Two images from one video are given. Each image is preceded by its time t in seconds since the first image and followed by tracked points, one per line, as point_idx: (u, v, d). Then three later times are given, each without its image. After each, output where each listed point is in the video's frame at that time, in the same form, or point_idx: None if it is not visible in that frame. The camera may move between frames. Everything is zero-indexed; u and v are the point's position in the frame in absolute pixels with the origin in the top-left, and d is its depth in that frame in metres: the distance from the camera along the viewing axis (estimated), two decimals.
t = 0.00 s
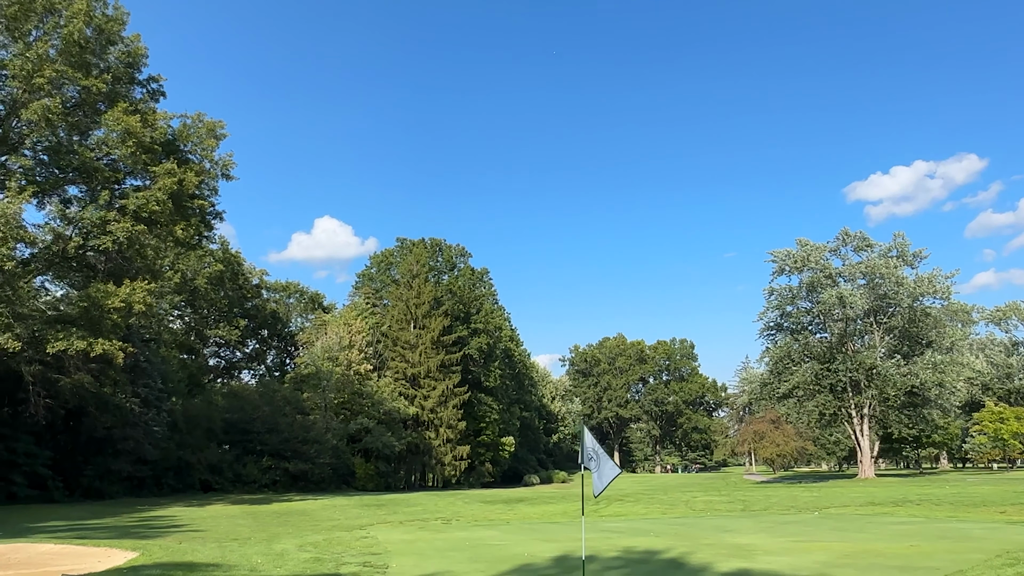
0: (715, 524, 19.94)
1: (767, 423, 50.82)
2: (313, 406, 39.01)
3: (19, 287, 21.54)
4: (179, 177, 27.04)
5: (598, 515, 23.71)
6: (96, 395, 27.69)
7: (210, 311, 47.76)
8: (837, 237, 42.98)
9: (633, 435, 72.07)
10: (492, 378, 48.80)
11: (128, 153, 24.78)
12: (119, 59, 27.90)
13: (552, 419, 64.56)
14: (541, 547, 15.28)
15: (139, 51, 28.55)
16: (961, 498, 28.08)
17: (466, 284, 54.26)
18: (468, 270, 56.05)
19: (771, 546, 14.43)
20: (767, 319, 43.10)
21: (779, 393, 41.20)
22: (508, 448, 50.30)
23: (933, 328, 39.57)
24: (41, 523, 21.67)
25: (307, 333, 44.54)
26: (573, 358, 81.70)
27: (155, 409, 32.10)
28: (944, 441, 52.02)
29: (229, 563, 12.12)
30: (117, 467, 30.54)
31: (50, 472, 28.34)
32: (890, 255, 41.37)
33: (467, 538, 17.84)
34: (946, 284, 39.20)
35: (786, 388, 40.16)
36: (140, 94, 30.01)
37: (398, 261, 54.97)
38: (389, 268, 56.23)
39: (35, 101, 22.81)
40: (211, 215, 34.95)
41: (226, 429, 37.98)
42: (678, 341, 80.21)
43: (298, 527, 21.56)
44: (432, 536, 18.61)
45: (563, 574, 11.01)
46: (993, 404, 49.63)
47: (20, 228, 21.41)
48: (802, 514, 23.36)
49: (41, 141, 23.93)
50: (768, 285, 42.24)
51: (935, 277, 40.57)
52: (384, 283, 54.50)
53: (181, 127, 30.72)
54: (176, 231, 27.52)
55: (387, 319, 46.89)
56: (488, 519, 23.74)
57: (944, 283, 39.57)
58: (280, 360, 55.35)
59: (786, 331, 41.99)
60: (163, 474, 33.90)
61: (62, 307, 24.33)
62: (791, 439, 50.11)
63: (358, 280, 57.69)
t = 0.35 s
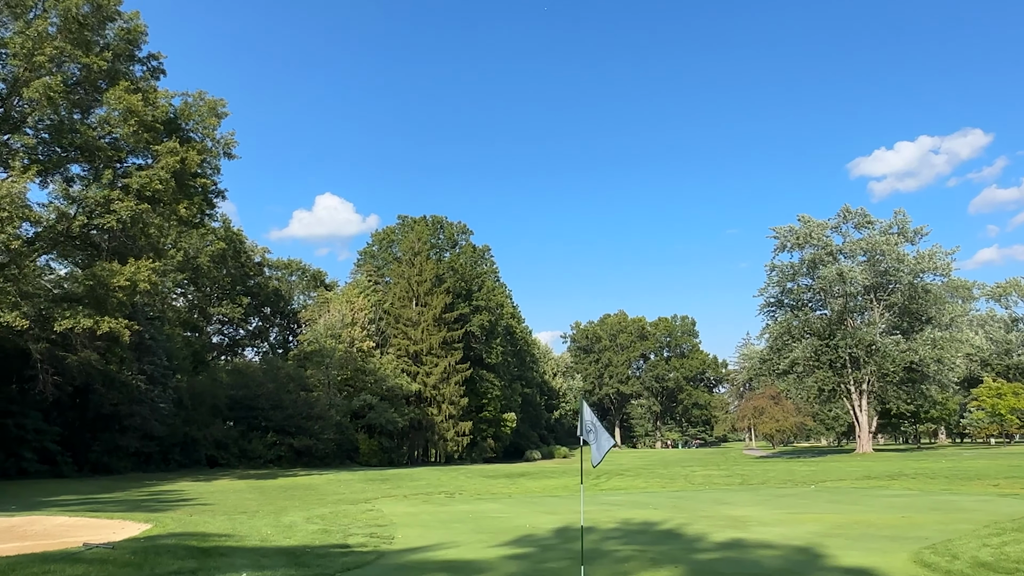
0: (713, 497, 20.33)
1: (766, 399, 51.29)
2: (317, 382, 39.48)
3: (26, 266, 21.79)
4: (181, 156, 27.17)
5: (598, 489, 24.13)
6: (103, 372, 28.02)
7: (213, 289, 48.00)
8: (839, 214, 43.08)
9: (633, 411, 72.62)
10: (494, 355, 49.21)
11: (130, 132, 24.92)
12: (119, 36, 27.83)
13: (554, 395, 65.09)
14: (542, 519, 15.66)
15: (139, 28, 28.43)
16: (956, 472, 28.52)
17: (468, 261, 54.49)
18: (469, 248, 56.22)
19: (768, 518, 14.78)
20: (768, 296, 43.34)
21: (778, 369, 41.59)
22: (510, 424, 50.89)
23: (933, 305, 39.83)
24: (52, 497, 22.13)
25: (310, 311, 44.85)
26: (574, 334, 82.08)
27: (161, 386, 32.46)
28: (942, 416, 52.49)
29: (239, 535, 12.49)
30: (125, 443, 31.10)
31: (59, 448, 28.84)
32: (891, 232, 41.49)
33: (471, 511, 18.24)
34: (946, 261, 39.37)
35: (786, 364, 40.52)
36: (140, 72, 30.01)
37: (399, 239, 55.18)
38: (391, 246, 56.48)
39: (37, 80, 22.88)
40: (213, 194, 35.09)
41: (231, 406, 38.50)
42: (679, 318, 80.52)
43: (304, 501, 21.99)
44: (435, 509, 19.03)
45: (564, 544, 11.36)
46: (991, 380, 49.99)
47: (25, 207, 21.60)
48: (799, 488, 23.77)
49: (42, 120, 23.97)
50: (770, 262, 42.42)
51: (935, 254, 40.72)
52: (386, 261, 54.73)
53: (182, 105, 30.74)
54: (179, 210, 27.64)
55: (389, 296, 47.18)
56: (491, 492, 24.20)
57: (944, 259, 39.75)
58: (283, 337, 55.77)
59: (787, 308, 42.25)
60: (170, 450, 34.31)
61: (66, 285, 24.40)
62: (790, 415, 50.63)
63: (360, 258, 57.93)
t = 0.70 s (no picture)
0: (705, 449, 20.90)
1: (759, 354, 51.94)
2: (314, 338, 39.88)
3: (23, 222, 21.83)
4: (176, 111, 27.00)
5: (593, 442, 24.72)
6: (103, 328, 28.24)
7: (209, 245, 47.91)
8: (836, 171, 43.03)
9: (628, 365, 73.37)
10: (490, 311, 49.56)
11: (124, 87, 24.72)
12: None
13: (549, 350, 65.71)
14: (539, 471, 16.14)
15: None
16: (942, 425, 29.20)
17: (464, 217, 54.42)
18: (465, 204, 56.07)
19: (757, 469, 15.26)
20: (763, 253, 43.60)
21: (772, 325, 42.12)
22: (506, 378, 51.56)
23: (927, 262, 40.15)
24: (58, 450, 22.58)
25: (307, 267, 44.94)
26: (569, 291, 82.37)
27: (161, 341, 32.77)
28: (931, 371, 53.28)
29: (247, 485, 12.92)
30: (127, 397, 31.63)
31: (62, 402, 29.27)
32: (887, 188, 41.52)
33: (470, 463, 18.75)
34: (941, 218, 39.56)
35: (779, 320, 41.01)
36: (131, 25, 29.56)
37: (395, 195, 54.96)
38: (387, 202, 56.37)
39: (26, 33, 22.56)
40: (208, 149, 34.87)
41: (229, 360, 39.04)
42: (674, 274, 80.79)
43: (306, 454, 22.53)
44: (435, 461, 19.56)
45: (561, 494, 11.80)
46: (981, 336, 50.63)
47: (20, 163, 21.52)
48: (788, 441, 24.37)
49: (34, 73, 23.67)
50: (765, 218, 42.41)
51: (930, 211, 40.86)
52: (382, 217, 54.60)
53: (175, 59, 30.29)
54: (175, 165, 27.53)
55: (385, 253, 47.25)
56: (489, 445, 24.77)
57: (939, 217, 39.93)
58: (279, 294, 56.01)
59: (781, 265, 42.55)
60: (171, 404, 34.90)
61: (63, 242, 24.50)
62: (783, 370, 51.39)
63: (356, 214, 57.79)
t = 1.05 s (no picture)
0: (699, 397, 21.41)
1: (752, 305, 52.51)
2: (311, 288, 40.20)
3: (17, 170, 21.70)
4: (168, 57, 26.57)
5: (589, 390, 25.22)
6: (101, 278, 28.27)
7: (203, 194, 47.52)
8: (835, 120, 42.76)
9: (622, 316, 73.93)
10: (486, 262, 49.63)
11: (114, 30, 24.30)
12: None
13: (544, 300, 66.10)
14: (538, 416, 16.57)
15: None
16: (931, 374, 29.80)
17: (460, 166, 54.00)
18: (461, 153, 55.60)
19: (750, 414, 15.70)
20: (759, 204, 43.66)
21: (766, 276, 42.51)
22: (502, 328, 52.05)
23: (922, 213, 40.29)
24: (62, 397, 22.95)
25: (302, 217, 44.81)
26: (565, 241, 82.36)
27: (159, 291, 32.80)
28: (921, 322, 53.98)
29: (256, 430, 13.31)
30: (127, 346, 31.98)
31: (64, 351, 29.58)
32: (886, 138, 41.36)
33: (470, 409, 19.19)
34: (939, 169, 39.55)
35: (773, 271, 41.37)
36: None
37: (389, 143, 54.47)
38: (381, 151, 55.91)
39: None
40: (200, 96, 34.33)
41: (228, 310, 39.24)
42: (670, 225, 80.82)
43: (308, 401, 23.00)
44: (436, 408, 20.04)
45: (561, 438, 12.19)
46: (972, 287, 51.15)
47: (12, 110, 21.25)
48: (780, 389, 24.95)
49: (21, 16, 23.16)
50: (762, 167, 41.61)
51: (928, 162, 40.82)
52: (376, 166, 54.18)
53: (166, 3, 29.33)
54: (169, 112, 27.15)
55: (380, 202, 47.06)
56: (488, 393, 25.27)
57: (937, 168, 39.91)
58: (274, 244, 56.00)
59: (777, 215, 42.67)
60: (171, 352, 35.28)
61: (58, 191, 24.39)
62: (775, 320, 52.02)
63: (350, 163, 57.34)
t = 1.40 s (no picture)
0: (690, 343, 21.76)
1: (742, 253, 52.77)
2: (301, 235, 40.03)
3: None
4: None
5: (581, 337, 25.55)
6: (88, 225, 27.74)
7: (189, 139, 46.64)
8: (831, 66, 42.29)
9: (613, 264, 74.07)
10: (477, 210, 49.26)
11: None
12: None
13: (535, 249, 66.06)
14: (532, 361, 16.81)
15: None
16: (917, 321, 30.26)
17: (450, 112, 53.11)
18: (451, 98, 54.63)
19: (740, 360, 15.99)
20: (752, 151, 43.44)
21: (757, 224, 42.60)
22: (494, 277, 52.13)
23: (915, 161, 40.18)
24: (56, 345, 23.02)
25: (291, 164, 44.21)
26: (556, 189, 81.91)
27: (148, 239, 32.39)
28: (909, 270, 54.47)
29: (254, 375, 13.48)
30: (118, 294, 31.80)
31: (54, 299, 29.47)
32: (881, 85, 40.99)
33: (464, 356, 19.42)
34: (934, 117, 39.32)
35: (764, 219, 41.45)
36: None
37: (378, 88, 53.45)
38: (370, 96, 54.92)
39: None
40: (183, 38, 33.33)
41: (218, 258, 38.86)
42: (662, 173, 80.42)
43: (303, 348, 23.22)
44: (430, 354, 20.30)
45: (556, 382, 12.41)
46: (961, 236, 51.47)
47: None
48: (769, 335, 25.34)
49: None
50: (757, 115, 42.10)
51: (923, 109, 40.56)
52: (365, 111, 53.24)
53: None
54: (153, 55, 26.36)
55: (370, 149, 46.41)
56: (481, 339, 25.52)
57: (932, 116, 39.68)
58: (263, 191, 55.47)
59: (770, 163, 42.54)
60: (162, 300, 35.22)
61: (41, 136, 23.91)
62: (765, 268, 52.38)
63: (339, 109, 56.35)
